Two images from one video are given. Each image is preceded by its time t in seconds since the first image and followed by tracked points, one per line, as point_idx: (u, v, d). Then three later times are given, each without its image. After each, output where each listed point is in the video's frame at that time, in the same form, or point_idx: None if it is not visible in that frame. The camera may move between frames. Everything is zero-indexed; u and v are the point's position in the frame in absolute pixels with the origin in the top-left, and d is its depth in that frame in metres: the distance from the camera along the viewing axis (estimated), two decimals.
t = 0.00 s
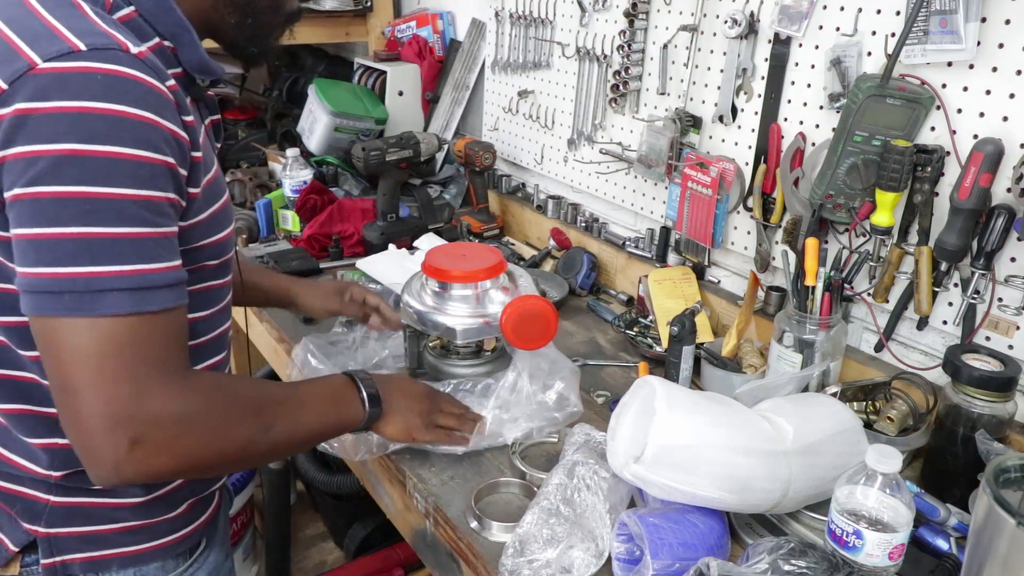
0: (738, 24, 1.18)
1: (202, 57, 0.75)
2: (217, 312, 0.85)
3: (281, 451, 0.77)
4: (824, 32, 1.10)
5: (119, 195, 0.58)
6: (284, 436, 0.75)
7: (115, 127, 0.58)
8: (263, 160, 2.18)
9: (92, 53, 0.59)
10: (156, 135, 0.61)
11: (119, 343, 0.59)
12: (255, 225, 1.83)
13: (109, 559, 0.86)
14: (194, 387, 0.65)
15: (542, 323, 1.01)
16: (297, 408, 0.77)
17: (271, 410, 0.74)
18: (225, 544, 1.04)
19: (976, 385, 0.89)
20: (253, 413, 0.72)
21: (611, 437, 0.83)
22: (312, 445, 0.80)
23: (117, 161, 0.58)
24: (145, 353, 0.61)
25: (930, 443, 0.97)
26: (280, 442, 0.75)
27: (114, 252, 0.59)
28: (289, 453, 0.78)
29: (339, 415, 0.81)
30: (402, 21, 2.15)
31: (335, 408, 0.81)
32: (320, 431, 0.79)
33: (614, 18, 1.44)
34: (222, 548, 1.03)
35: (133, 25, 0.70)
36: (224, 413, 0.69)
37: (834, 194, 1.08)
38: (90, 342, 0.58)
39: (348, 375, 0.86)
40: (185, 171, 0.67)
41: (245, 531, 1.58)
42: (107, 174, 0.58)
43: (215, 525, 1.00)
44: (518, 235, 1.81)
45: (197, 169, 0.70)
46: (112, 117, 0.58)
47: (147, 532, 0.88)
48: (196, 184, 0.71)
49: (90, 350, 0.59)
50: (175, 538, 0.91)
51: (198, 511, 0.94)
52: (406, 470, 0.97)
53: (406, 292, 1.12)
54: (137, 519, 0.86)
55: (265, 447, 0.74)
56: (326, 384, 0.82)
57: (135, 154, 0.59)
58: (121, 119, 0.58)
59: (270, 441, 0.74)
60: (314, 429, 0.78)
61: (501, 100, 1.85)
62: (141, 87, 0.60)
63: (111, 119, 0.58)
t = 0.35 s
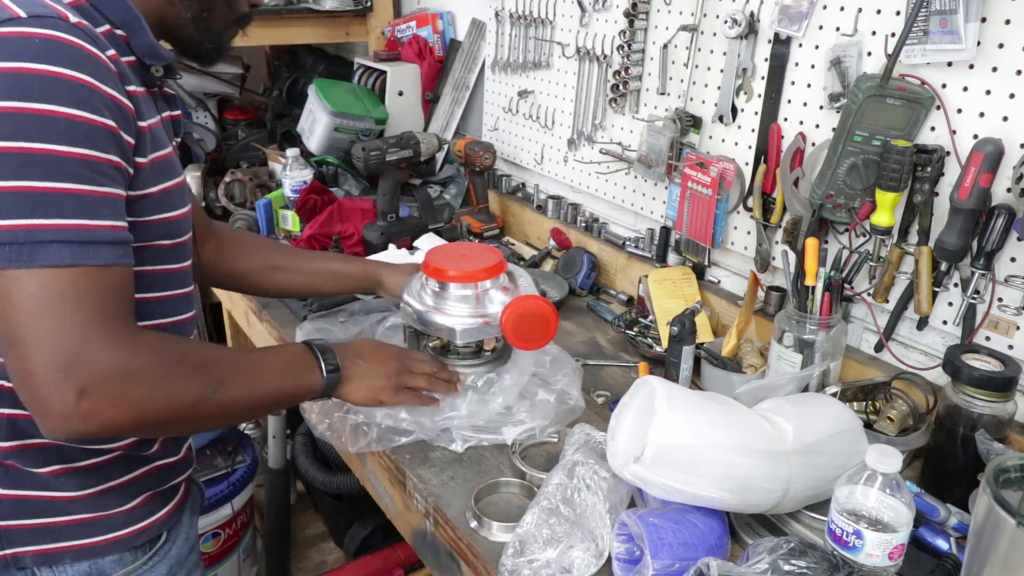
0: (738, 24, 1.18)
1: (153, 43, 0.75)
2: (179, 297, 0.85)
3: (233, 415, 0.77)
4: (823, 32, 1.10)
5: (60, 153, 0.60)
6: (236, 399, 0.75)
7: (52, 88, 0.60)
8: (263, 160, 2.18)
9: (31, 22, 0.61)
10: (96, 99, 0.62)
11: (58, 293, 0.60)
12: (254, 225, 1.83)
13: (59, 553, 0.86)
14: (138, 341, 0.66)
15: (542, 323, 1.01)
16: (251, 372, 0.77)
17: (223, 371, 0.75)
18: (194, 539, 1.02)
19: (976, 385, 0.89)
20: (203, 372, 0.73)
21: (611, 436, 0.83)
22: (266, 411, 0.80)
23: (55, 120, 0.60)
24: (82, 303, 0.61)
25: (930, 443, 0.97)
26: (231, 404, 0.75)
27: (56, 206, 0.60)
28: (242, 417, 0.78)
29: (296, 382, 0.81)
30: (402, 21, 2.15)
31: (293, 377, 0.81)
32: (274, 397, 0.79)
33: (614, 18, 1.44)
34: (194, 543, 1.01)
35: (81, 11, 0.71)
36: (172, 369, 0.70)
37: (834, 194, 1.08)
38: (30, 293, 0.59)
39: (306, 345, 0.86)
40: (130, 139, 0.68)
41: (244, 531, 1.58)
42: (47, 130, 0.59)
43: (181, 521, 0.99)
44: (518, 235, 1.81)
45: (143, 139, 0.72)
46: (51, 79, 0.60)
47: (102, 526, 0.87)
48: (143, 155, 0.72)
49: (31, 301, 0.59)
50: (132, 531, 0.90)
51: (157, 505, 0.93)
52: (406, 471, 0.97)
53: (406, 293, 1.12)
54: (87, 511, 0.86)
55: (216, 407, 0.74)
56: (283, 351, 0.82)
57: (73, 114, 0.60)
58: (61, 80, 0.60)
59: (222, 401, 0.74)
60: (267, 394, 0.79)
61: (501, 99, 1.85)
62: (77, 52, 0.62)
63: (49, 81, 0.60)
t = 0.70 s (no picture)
0: (738, 24, 1.18)
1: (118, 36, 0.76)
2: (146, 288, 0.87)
3: (242, 415, 0.80)
4: (823, 32, 1.10)
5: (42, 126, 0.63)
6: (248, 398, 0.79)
7: (27, 64, 0.63)
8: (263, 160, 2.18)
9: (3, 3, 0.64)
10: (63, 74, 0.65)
11: (87, 256, 0.64)
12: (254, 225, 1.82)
13: (17, 546, 0.86)
14: (164, 319, 0.71)
15: (542, 323, 1.01)
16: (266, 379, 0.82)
17: (241, 369, 0.79)
18: (159, 535, 1.02)
19: (976, 385, 0.89)
20: (219, 360, 0.77)
21: (611, 436, 0.83)
22: (273, 419, 0.83)
23: (32, 95, 0.62)
24: (100, 275, 0.65)
25: (930, 443, 0.98)
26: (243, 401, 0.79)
27: (44, 179, 0.62)
28: (250, 421, 0.81)
29: (305, 401, 0.86)
30: (401, 21, 2.15)
31: (302, 397, 0.86)
32: (282, 409, 0.83)
33: (614, 18, 1.44)
34: (157, 541, 1.01)
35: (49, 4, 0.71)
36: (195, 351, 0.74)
37: (834, 194, 1.08)
38: (62, 254, 0.63)
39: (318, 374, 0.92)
40: (101, 113, 0.71)
41: (245, 531, 1.58)
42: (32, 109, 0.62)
43: (148, 514, 0.99)
44: (518, 235, 1.81)
45: (112, 118, 0.74)
46: (23, 55, 0.63)
47: (60, 520, 0.88)
48: (115, 133, 0.75)
49: (61, 262, 0.63)
50: (89, 527, 0.90)
51: (122, 499, 0.94)
52: (406, 471, 0.97)
53: (406, 293, 1.12)
54: (41, 505, 0.86)
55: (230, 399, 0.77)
56: (299, 373, 0.87)
57: (46, 88, 0.63)
58: (31, 57, 0.63)
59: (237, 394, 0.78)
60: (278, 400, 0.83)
61: (501, 99, 1.85)
62: (42, 32, 0.65)
63: (22, 59, 0.63)
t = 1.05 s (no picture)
0: (738, 24, 1.18)
1: (113, 38, 0.78)
2: (136, 284, 0.86)
3: (169, 430, 0.76)
4: (823, 32, 1.10)
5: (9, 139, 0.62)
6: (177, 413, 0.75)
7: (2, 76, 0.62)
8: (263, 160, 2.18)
9: None
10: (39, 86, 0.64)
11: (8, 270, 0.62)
12: (255, 225, 1.81)
13: (19, 537, 0.86)
14: (78, 334, 0.67)
15: (542, 323, 1.01)
16: (196, 390, 0.77)
17: (167, 383, 0.75)
18: (162, 526, 1.02)
19: (976, 385, 0.89)
20: (148, 378, 0.73)
21: (611, 436, 0.83)
22: (209, 432, 0.79)
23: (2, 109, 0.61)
24: (20, 289, 0.62)
25: (930, 443, 0.98)
26: (171, 416, 0.75)
27: None
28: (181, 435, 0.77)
29: (240, 411, 0.81)
30: (402, 21, 2.15)
31: (235, 407, 0.81)
32: (216, 421, 0.79)
33: (614, 18, 1.44)
34: (161, 531, 1.02)
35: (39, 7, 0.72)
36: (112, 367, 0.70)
37: (834, 194, 1.08)
38: None
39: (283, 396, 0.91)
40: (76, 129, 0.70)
41: (245, 531, 1.58)
42: None
43: (149, 506, 1.00)
44: (518, 235, 1.80)
45: (93, 129, 0.74)
46: None
47: (61, 511, 0.87)
48: (93, 144, 0.74)
49: None
50: (92, 516, 0.90)
51: (122, 490, 0.94)
52: (406, 471, 0.97)
53: (406, 293, 1.12)
54: (43, 496, 0.86)
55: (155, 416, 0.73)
56: (234, 382, 0.82)
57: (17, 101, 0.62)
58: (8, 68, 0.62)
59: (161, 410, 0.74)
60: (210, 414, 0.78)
61: (501, 99, 1.85)
62: (22, 41, 0.64)
63: None
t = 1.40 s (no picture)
0: (738, 24, 1.18)
1: (91, 31, 0.76)
2: (129, 280, 0.85)
3: (138, 420, 0.72)
4: (823, 32, 1.10)
5: None
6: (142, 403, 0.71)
7: None
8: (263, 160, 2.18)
9: None
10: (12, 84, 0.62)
11: None
12: (255, 225, 1.81)
13: (26, 531, 0.86)
14: (27, 326, 0.64)
15: (542, 323, 1.01)
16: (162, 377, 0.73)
17: (132, 375, 0.71)
18: (166, 518, 1.03)
19: (976, 385, 0.89)
20: (110, 370, 0.70)
21: (611, 436, 0.83)
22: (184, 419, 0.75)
23: None
24: None
25: (930, 443, 0.98)
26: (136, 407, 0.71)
27: None
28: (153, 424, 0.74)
29: (214, 396, 0.77)
30: (401, 21, 2.15)
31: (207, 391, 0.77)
32: (188, 406, 0.75)
33: (614, 18, 1.44)
34: (165, 524, 1.02)
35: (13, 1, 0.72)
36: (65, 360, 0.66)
37: (834, 194, 1.08)
38: None
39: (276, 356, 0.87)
40: (56, 127, 0.68)
41: (244, 531, 1.58)
42: None
43: (154, 500, 1.00)
44: (518, 235, 1.80)
45: (73, 126, 0.72)
46: None
47: (68, 504, 0.88)
48: (74, 142, 0.73)
49: None
50: (99, 509, 0.91)
51: (127, 484, 0.94)
52: (406, 471, 0.97)
53: (406, 292, 1.12)
54: (51, 490, 0.86)
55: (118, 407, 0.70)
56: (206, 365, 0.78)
57: None
58: None
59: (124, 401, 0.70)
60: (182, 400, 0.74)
61: (501, 99, 1.85)
62: None
63: None
